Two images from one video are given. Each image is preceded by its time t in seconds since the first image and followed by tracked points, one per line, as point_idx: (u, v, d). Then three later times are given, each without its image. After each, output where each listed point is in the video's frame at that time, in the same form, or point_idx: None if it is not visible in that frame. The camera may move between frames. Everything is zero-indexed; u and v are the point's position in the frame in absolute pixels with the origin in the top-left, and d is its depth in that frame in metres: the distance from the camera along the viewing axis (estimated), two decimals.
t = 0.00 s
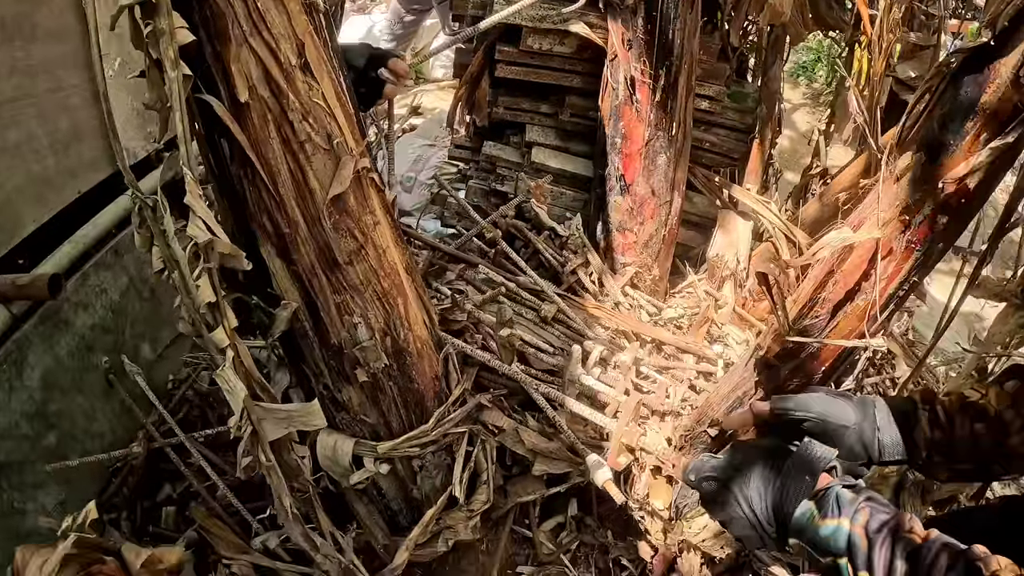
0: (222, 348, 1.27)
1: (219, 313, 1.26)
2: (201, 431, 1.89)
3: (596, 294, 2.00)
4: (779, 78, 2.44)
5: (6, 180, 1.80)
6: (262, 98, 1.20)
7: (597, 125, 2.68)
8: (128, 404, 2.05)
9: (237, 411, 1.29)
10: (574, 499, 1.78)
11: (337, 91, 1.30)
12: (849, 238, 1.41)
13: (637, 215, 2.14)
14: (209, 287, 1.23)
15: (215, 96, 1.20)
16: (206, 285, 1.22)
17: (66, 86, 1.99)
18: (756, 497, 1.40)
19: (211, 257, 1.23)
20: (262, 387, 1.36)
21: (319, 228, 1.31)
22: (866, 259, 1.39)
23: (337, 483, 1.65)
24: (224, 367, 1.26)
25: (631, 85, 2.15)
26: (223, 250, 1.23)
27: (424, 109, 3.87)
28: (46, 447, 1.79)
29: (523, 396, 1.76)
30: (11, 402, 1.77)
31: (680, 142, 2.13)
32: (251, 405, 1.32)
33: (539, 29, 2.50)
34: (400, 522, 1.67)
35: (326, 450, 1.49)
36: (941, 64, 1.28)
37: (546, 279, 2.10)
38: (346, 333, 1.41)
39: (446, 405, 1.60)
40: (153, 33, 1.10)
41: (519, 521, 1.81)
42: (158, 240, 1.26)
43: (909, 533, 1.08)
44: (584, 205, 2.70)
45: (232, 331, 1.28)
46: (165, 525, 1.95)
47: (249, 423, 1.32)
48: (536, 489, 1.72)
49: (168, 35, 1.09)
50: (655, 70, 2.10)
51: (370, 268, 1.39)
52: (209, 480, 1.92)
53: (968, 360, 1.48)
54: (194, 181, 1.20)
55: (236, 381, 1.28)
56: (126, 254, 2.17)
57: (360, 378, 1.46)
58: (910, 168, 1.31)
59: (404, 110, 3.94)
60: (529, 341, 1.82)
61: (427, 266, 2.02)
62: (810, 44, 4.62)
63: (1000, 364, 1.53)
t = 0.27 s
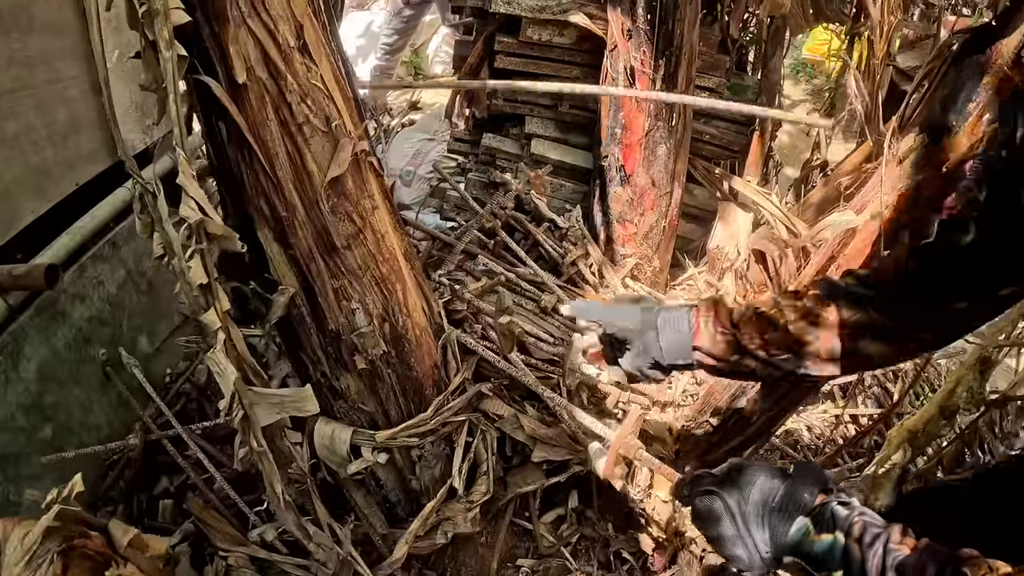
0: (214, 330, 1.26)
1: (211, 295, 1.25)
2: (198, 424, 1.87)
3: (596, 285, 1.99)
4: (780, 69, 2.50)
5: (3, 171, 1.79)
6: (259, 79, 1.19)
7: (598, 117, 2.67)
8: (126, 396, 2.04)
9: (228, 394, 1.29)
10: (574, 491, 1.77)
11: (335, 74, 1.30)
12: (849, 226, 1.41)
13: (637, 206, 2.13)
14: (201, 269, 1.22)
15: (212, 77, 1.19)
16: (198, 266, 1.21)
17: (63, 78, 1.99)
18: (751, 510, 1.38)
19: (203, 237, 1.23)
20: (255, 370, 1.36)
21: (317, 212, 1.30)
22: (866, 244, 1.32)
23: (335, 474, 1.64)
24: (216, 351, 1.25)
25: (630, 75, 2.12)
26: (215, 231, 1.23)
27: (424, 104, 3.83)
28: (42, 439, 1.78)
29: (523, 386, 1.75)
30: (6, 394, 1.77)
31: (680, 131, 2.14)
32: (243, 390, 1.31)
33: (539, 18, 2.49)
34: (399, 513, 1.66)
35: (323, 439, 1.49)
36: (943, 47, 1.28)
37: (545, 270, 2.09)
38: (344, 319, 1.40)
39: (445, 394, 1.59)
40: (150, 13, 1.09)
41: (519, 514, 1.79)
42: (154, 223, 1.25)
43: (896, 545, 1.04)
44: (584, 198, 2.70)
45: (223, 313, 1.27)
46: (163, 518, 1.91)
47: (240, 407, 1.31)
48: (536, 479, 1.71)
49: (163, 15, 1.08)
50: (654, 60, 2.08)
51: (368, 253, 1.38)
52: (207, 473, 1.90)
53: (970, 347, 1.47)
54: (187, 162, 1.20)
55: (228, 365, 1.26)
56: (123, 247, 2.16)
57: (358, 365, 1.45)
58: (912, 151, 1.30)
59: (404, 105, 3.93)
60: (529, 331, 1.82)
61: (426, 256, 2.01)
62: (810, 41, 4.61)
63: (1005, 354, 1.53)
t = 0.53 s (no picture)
0: (219, 327, 1.26)
1: (217, 292, 1.24)
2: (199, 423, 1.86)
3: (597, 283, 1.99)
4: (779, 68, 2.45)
5: (3, 169, 1.78)
6: (262, 76, 1.19)
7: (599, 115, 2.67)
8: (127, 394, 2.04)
9: (234, 391, 1.29)
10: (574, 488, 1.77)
11: (337, 71, 1.30)
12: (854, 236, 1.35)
13: (638, 204, 2.15)
14: (207, 266, 1.21)
15: (214, 74, 1.19)
16: (204, 262, 1.21)
17: (64, 76, 1.99)
18: (750, 530, 1.36)
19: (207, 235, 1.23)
20: (262, 368, 1.35)
21: (319, 209, 1.30)
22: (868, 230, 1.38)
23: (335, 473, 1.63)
24: (221, 348, 1.25)
25: (630, 74, 2.16)
26: (222, 227, 1.23)
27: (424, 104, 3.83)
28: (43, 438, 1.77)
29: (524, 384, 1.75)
30: (8, 392, 1.76)
31: (681, 130, 2.12)
32: (249, 387, 1.31)
33: (540, 16, 2.50)
34: (400, 511, 1.66)
35: (325, 437, 1.49)
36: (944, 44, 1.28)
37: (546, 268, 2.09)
38: (346, 317, 1.40)
39: (447, 393, 1.58)
40: (151, 10, 1.09)
41: (520, 512, 1.79)
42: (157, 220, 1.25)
43: (889, 564, 1.06)
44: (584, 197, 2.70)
45: (229, 310, 1.27)
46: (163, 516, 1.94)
47: (246, 403, 1.31)
48: (538, 477, 1.71)
49: (168, 11, 1.08)
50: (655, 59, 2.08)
51: (370, 250, 1.38)
52: (207, 472, 1.90)
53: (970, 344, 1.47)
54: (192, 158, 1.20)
55: (233, 361, 1.27)
56: (124, 245, 2.16)
57: (359, 363, 1.45)
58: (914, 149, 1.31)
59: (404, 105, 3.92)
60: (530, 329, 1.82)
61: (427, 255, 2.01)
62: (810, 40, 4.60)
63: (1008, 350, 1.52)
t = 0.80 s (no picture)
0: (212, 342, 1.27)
1: (211, 306, 1.25)
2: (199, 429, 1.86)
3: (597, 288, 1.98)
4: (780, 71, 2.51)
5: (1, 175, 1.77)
6: (260, 87, 1.18)
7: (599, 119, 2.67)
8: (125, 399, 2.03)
9: (226, 407, 1.30)
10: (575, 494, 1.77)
11: (336, 80, 1.29)
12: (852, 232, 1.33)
13: (638, 209, 2.14)
14: (199, 282, 1.22)
15: (213, 85, 1.18)
16: (197, 278, 1.21)
17: (62, 81, 1.98)
18: (750, 557, 1.40)
19: (207, 249, 1.23)
20: (254, 382, 1.36)
21: (319, 220, 1.30)
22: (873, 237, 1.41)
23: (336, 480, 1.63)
24: (214, 364, 1.26)
25: (631, 79, 2.16)
26: (214, 243, 1.21)
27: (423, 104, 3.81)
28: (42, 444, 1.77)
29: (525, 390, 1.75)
30: (7, 399, 1.76)
31: (681, 135, 2.14)
32: (242, 402, 1.32)
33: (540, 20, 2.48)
34: (400, 518, 1.66)
35: (325, 445, 1.49)
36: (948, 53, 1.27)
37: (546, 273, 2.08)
38: (346, 327, 1.40)
39: (447, 400, 1.58)
40: (149, 22, 1.08)
41: (520, 517, 1.79)
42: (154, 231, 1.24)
43: None
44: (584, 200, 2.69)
45: (223, 325, 1.28)
46: (164, 522, 1.91)
47: (238, 418, 1.32)
48: (538, 484, 1.71)
49: (161, 25, 1.07)
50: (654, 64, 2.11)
51: (371, 260, 1.38)
52: (208, 477, 1.90)
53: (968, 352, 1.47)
54: (186, 174, 1.19)
55: (225, 377, 1.27)
56: (122, 250, 2.16)
57: (360, 372, 1.45)
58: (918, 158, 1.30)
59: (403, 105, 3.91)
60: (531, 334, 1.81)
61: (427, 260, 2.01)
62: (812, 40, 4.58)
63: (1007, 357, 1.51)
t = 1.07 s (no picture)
0: (231, 354, 1.26)
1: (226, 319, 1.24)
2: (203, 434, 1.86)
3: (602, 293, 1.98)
4: (784, 76, 2.51)
5: (2, 178, 1.73)
6: (268, 96, 1.17)
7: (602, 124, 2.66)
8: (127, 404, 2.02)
9: (248, 420, 1.29)
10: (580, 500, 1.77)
11: (344, 89, 1.28)
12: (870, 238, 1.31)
13: (644, 213, 2.15)
14: (215, 293, 1.22)
15: (219, 94, 1.17)
16: (213, 291, 1.22)
17: (62, 83, 1.96)
18: None
19: (217, 262, 1.22)
20: (274, 394, 1.36)
21: (326, 230, 1.29)
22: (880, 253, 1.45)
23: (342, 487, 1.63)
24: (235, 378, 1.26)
25: (636, 83, 2.20)
26: (230, 255, 1.22)
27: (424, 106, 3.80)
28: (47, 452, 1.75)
29: (531, 398, 1.75)
30: (10, 406, 1.72)
31: (685, 140, 2.19)
32: (262, 414, 1.31)
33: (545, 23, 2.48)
34: (406, 525, 1.66)
35: (332, 455, 1.46)
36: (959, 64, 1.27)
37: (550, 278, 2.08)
38: (354, 337, 1.40)
39: (455, 408, 1.58)
40: (157, 30, 1.07)
41: (525, 523, 1.79)
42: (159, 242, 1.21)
43: None
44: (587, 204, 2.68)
45: (241, 337, 1.27)
46: (168, 529, 1.89)
47: (259, 431, 1.32)
48: (544, 491, 1.71)
49: (172, 31, 1.07)
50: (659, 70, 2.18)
51: (378, 271, 1.37)
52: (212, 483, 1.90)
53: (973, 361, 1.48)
54: (201, 183, 1.17)
55: (247, 392, 1.27)
56: (123, 253, 2.15)
57: (368, 382, 1.45)
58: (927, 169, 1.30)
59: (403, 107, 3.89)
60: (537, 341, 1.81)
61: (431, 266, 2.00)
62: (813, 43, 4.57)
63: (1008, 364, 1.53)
